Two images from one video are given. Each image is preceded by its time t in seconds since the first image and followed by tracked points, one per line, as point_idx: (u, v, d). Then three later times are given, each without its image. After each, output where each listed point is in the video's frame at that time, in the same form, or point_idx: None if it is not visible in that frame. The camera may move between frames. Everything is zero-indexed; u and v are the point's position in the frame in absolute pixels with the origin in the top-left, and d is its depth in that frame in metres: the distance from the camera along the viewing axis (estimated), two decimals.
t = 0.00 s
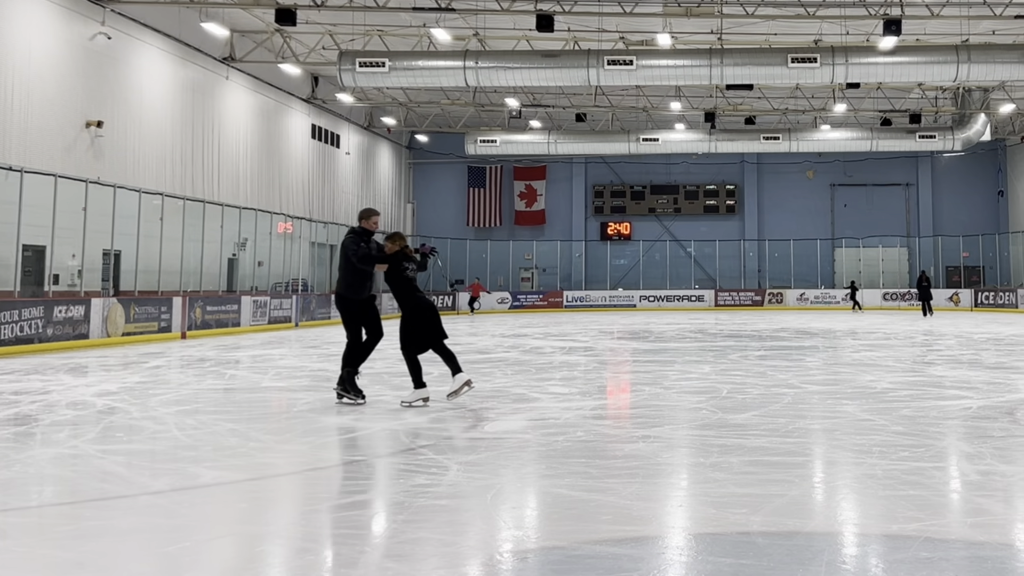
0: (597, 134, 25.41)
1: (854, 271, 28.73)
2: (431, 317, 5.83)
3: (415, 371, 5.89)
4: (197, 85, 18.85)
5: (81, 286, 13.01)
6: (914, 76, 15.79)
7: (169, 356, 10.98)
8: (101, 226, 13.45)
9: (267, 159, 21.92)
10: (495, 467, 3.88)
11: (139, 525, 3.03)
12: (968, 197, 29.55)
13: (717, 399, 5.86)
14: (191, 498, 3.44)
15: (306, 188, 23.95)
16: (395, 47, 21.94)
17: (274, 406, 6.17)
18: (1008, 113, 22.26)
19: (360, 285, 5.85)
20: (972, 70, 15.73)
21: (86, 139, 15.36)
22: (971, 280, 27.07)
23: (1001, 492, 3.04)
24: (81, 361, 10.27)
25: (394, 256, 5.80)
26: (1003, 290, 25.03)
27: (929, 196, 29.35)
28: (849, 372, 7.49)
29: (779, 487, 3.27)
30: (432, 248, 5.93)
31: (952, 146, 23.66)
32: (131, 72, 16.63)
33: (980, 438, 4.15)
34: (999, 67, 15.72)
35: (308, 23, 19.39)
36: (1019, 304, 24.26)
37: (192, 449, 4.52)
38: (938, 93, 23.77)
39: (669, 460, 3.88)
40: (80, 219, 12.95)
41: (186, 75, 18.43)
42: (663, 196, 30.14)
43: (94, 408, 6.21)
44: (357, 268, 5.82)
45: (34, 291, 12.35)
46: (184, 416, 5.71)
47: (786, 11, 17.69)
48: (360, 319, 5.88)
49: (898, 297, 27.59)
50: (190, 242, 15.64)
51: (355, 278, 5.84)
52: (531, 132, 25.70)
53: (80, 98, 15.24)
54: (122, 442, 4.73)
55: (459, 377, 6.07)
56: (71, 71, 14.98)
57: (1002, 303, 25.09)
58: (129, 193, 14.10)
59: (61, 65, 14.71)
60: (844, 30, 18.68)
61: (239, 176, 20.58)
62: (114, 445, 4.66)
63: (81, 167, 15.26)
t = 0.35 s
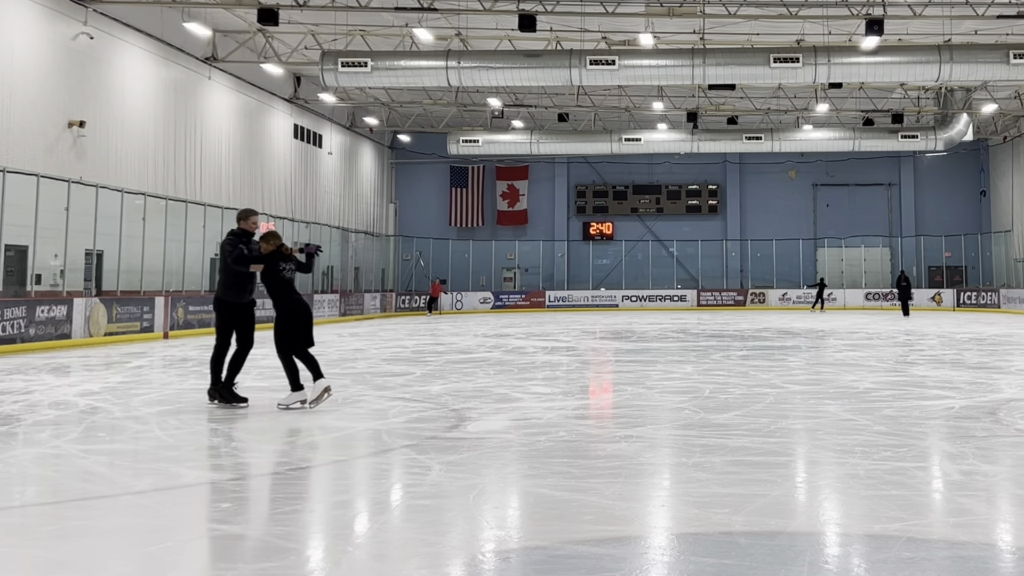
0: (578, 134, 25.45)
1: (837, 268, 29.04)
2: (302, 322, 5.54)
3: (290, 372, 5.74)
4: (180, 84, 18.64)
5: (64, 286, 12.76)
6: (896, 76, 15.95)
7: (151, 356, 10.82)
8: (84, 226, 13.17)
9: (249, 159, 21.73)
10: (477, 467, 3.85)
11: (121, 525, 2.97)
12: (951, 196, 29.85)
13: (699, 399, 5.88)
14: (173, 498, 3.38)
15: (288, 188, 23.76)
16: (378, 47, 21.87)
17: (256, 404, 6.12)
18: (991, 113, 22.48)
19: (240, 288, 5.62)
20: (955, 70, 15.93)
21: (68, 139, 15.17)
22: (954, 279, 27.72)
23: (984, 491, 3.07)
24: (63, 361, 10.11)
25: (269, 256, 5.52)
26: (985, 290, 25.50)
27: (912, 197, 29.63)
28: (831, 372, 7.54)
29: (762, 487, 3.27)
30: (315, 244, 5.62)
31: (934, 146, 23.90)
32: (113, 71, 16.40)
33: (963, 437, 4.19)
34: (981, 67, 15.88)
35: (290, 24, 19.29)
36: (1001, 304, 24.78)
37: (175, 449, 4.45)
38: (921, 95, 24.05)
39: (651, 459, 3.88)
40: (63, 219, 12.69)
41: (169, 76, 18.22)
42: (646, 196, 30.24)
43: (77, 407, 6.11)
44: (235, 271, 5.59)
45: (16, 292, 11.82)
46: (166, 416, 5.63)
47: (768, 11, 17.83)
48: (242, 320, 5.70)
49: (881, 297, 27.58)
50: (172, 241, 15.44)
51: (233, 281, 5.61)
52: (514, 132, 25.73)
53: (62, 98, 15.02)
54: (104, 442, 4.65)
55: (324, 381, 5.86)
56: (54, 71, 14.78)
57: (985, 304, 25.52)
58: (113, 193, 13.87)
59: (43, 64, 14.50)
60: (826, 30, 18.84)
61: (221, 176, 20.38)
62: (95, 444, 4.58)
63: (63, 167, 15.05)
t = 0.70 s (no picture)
0: (561, 134, 25.44)
1: (817, 271, 28.93)
2: (178, 320, 5.47)
3: (159, 375, 5.51)
4: (162, 84, 18.42)
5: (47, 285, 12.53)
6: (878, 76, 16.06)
7: (132, 356, 10.67)
8: (65, 225, 13.02)
9: (231, 159, 21.51)
10: (460, 467, 3.83)
11: (103, 525, 2.93)
12: (934, 196, 30.12)
13: (682, 399, 5.90)
14: (155, 499, 3.33)
15: (270, 188, 23.53)
16: (360, 47, 21.77)
17: (239, 404, 6.08)
18: (973, 113, 22.69)
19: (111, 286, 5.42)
20: (937, 70, 16.04)
21: (50, 139, 14.98)
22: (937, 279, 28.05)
23: (966, 492, 3.09)
24: (44, 361, 9.96)
25: (143, 255, 5.43)
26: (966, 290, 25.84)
27: (893, 197, 29.94)
28: (814, 372, 7.59)
29: (745, 487, 3.28)
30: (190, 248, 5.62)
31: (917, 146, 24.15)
32: (95, 71, 16.19)
33: (945, 437, 4.23)
34: (963, 67, 15.99)
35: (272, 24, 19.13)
36: (983, 304, 25.12)
37: (157, 449, 4.39)
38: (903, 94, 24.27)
39: (634, 459, 3.87)
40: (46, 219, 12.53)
41: (151, 75, 18.01)
42: (628, 196, 30.30)
43: (59, 407, 6.01)
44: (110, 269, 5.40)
45: None
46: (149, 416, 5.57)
47: (751, 11, 17.94)
48: (112, 322, 5.46)
49: (864, 297, 27.83)
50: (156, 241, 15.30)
51: (107, 280, 5.41)
52: (496, 132, 25.69)
53: (44, 97, 14.84)
54: (86, 442, 4.58)
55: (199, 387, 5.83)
56: (35, 71, 14.59)
57: (966, 304, 25.83)
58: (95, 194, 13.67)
59: (25, 63, 14.31)
60: (809, 30, 18.98)
61: (203, 176, 20.15)
62: (77, 444, 4.50)
63: (45, 166, 14.87)
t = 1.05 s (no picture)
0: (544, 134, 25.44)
1: (800, 270, 29.25)
2: (52, 322, 5.24)
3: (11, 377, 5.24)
4: (144, 84, 18.20)
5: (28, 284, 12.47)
6: (861, 75, 16.18)
7: (114, 356, 10.52)
8: (48, 225, 12.85)
9: (213, 159, 21.29)
10: (443, 467, 3.81)
11: (84, 525, 2.88)
12: (916, 195, 30.46)
13: (665, 399, 5.91)
14: (137, 498, 3.28)
15: (252, 188, 23.30)
16: (342, 47, 21.66)
17: (221, 404, 6.02)
18: (955, 112, 22.93)
19: None
20: (920, 69, 16.16)
21: (32, 139, 14.81)
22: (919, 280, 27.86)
23: (947, 491, 3.12)
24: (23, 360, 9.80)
25: (21, 253, 5.20)
26: (949, 290, 26.15)
27: (876, 197, 30.27)
28: (796, 372, 7.64)
29: (727, 487, 3.29)
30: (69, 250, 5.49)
31: (899, 146, 24.42)
32: (78, 71, 15.99)
33: (927, 437, 4.26)
34: (946, 67, 16.13)
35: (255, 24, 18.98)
36: (965, 303, 25.45)
37: (139, 449, 4.32)
38: (886, 93, 24.08)
39: (617, 459, 3.87)
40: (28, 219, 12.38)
41: (134, 75, 17.79)
42: (610, 196, 30.44)
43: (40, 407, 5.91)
44: None
45: None
46: (131, 415, 5.49)
47: (734, 11, 18.07)
48: None
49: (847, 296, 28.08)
50: (138, 241, 15.09)
51: None
52: (479, 132, 25.65)
53: (26, 97, 14.68)
54: (67, 442, 4.50)
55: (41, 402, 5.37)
56: (17, 70, 14.42)
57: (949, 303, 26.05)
58: (77, 194, 13.55)
59: (7, 62, 14.14)
60: (791, 30, 19.13)
61: (185, 176, 19.94)
62: (59, 444, 4.42)
63: (27, 166, 14.70)
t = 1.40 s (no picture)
0: (527, 134, 25.43)
1: (783, 269, 29.41)
2: None
3: None
4: (127, 84, 18.01)
5: (9, 285, 12.26)
6: (844, 75, 16.31)
7: (96, 356, 10.36)
8: (30, 225, 12.66)
9: (196, 159, 21.04)
10: (425, 467, 3.78)
11: (66, 526, 2.83)
12: (899, 195, 30.81)
13: (648, 399, 5.93)
14: (120, 498, 3.22)
15: (234, 188, 23.06)
16: (324, 47, 21.54)
17: (204, 404, 5.96)
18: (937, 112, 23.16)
19: None
20: (902, 69, 16.31)
21: (14, 139, 14.61)
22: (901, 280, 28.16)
23: (930, 491, 3.14)
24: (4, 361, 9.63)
25: None
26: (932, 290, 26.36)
27: (858, 196, 30.61)
28: (778, 372, 7.69)
29: (709, 486, 3.30)
30: None
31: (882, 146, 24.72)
32: (59, 71, 15.79)
33: (910, 437, 4.30)
34: (929, 67, 16.28)
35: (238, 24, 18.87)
36: (947, 303, 25.74)
37: (122, 449, 4.25)
38: (868, 93, 24.50)
39: (598, 459, 3.86)
40: (11, 218, 12.22)
41: (116, 75, 17.59)
42: (592, 196, 30.43)
43: (22, 407, 5.80)
44: None
45: None
46: (113, 415, 5.41)
47: (716, 11, 18.20)
48: None
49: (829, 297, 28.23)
50: (120, 241, 15.00)
51: None
52: (461, 132, 25.61)
53: (8, 97, 14.51)
54: (48, 442, 4.41)
55: None
56: None
57: (931, 303, 26.45)
58: (58, 194, 13.29)
59: None
60: (773, 30, 19.28)
61: (168, 176, 19.71)
62: (40, 445, 4.34)
63: (9, 166, 14.50)
